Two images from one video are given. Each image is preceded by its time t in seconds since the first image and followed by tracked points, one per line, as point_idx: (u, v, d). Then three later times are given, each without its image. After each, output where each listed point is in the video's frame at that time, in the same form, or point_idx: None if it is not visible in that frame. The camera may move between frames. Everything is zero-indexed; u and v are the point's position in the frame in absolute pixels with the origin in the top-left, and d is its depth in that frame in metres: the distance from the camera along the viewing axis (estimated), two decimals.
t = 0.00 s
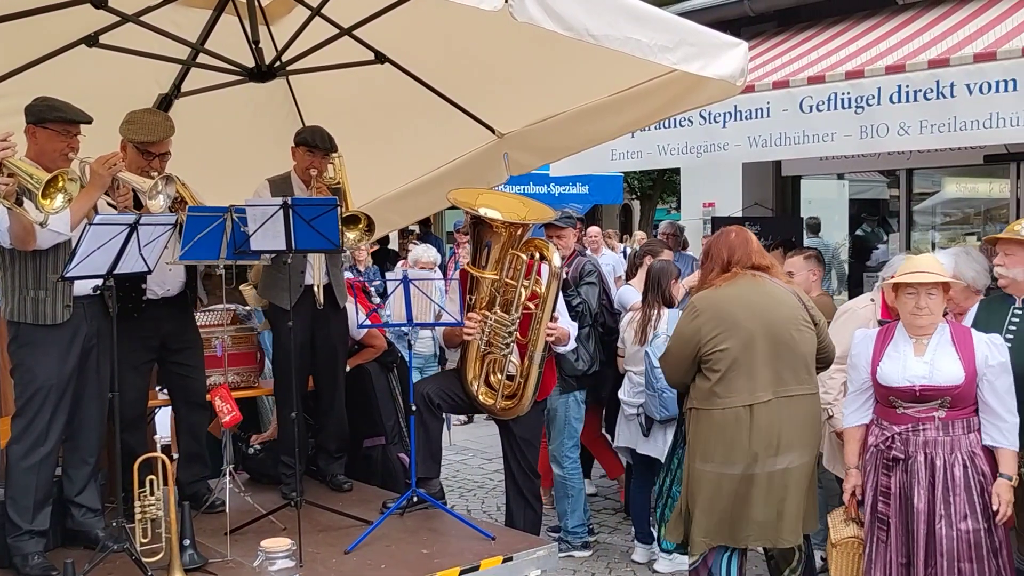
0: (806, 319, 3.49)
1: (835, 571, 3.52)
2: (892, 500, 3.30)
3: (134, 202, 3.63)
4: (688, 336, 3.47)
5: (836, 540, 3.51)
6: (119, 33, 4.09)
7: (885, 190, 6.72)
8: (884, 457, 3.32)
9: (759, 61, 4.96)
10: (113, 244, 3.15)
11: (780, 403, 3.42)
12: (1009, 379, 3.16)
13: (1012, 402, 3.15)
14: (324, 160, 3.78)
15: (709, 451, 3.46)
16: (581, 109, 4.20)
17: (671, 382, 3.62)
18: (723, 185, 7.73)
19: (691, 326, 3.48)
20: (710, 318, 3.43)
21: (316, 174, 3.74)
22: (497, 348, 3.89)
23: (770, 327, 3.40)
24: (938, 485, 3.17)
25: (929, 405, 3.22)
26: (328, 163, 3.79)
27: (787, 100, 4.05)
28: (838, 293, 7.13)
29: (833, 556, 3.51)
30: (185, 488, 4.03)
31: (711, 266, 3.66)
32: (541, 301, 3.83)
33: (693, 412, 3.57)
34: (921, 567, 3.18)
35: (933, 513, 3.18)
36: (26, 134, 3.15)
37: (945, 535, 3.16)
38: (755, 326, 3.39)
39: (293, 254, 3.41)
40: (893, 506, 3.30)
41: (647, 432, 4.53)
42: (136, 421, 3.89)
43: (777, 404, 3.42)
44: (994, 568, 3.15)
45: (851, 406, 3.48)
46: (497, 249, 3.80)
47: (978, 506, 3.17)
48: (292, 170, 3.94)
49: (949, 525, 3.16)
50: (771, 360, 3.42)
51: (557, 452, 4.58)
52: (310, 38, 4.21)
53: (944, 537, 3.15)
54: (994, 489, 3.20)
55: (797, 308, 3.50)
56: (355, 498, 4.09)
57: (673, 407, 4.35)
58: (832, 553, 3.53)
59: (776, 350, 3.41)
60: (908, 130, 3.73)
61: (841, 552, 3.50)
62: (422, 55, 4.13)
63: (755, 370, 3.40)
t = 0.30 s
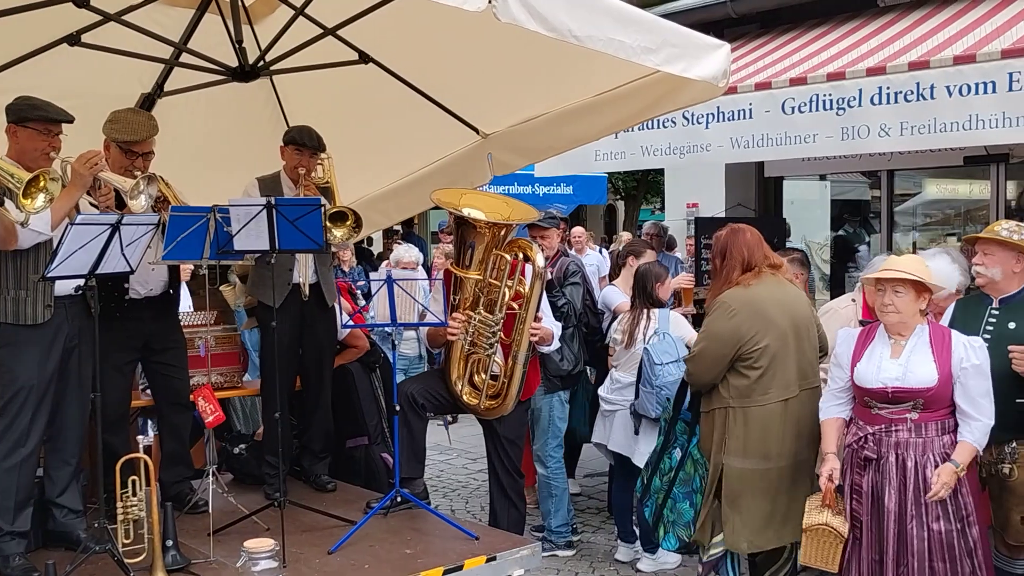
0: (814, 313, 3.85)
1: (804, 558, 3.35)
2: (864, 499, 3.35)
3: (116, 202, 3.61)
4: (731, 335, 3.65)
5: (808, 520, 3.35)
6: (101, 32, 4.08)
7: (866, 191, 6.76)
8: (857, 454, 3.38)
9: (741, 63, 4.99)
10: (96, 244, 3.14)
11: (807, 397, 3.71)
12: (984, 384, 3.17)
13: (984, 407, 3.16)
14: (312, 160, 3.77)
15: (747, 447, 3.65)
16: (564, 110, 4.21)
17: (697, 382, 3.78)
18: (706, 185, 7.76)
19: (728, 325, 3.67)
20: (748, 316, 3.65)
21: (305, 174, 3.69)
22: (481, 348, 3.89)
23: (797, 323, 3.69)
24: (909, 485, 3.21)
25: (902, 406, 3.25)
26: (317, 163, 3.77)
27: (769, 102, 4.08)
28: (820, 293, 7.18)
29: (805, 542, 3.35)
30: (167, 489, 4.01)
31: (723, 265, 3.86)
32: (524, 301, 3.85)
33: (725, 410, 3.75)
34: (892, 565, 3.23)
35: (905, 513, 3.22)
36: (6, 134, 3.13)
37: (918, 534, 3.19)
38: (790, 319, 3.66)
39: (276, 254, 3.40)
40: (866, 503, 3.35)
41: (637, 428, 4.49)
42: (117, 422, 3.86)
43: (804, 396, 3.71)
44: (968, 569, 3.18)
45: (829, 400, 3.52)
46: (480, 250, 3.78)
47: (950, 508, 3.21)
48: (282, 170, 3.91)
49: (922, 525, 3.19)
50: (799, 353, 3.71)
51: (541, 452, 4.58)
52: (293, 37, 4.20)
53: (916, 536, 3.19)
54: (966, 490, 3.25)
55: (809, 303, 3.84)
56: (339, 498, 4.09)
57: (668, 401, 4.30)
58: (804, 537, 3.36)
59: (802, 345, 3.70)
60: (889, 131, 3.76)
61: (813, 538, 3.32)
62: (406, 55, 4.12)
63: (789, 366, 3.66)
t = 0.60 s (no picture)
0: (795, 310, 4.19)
1: (814, 510, 3.11)
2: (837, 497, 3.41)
3: (97, 201, 3.60)
4: (740, 331, 3.85)
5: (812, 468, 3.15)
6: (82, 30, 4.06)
7: (848, 191, 6.82)
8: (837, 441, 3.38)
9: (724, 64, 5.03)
10: (77, 243, 3.12)
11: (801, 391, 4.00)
12: (952, 386, 3.19)
13: (946, 410, 3.19)
14: (302, 159, 3.73)
15: (755, 440, 3.88)
16: (549, 110, 4.22)
17: (706, 379, 3.92)
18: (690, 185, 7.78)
19: (737, 321, 3.86)
20: (754, 312, 3.87)
21: (294, 172, 3.68)
22: (465, 347, 3.89)
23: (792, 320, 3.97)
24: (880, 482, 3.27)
25: (874, 406, 3.30)
26: (307, 162, 3.75)
27: (752, 102, 4.10)
28: (802, 293, 7.22)
29: (814, 491, 3.12)
30: (150, 489, 3.99)
31: (722, 264, 4.03)
32: (508, 301, 3.84)
33: (734, 406, 3.92)
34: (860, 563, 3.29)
35: (874, 512, 3.28)
36: None
37: (885, 532, 3.24)
38: (788, 314, 3.92)
39: (260, 254, 3.40)
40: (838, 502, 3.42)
41: (622, 430, 4.50)
42: (99, 422, 3.84)
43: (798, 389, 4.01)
44: (938, 569, 3.19)
45: (811, 384, 3.57)
46: (465, 248, 3.78)
47: (921, 508, 3.24)
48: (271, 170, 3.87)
49: (891, 523, 3.24)
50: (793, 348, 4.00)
51: (525, 452, 4.59)
52: (277, 36, 4.19)
53: (885, 534, 3.23)
54: (940, 490, 3.27)
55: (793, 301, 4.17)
56: (323, 498, 4.08)
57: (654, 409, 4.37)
58: (812, 488, 3.13)
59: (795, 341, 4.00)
60: (870, 132, 3.80)
61: (826, 485, 3.11)
62: (390, 54, 4.12)
63: (789, 362, 3.95)
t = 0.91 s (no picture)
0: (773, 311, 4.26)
1: (857, 487, 3.08)
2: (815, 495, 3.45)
3: (76, 200, 3.57)
4: (732, 332, 3.85)
5: (840, 447, 3.11)
6: (61, 28, 4.02)
7: (832, 191, 6.83)
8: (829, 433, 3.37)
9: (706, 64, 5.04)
10: (55, 243, 3.09)
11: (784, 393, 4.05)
12: (934, 384, 3.20)
13: (936, 403, 3.21)
14: (287, 159, 3.69)
15: (747, 440, 3.89)
16: (532, 109, 4.22)
17: (696, 380, 3.89)
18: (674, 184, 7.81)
19: (729, 322, 3.86)
20: (746, 313, 3.88)
21: (278, 173, 3.65)
22: (447, 348, 3.88)
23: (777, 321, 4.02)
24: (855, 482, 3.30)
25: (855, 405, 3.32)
26: (291, 162, 3.71)
27: (734, 102, 4.12)
28: (785, 292, 7.26)
29: (852, 469, 3.08)
30: (131, 491, 3.95)
31: (711, 265, 4.03)
32: (490, 301, 3.84)
33: (724, 408, 3.90)
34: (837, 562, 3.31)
35: (851, 511, 3.28)
36: None
37: (862, 531, 3.24)
38: (774, 316, 3.97)
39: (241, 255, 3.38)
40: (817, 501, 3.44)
41: (599, 429, 4.61)
42: (79, 423, 3.81)
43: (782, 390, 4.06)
44: (913, 568, 3.21)
45: (795, 373, 3.54)
46: (447, 248, 3.79)
47: (898, 507, 3.24)
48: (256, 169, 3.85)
49: (867, 522, 3.24)
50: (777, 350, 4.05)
51: (508, 452, 4.58)
52: (258, 35, 4.17)
53: (861, 534, 3.24)
54: (917, 490, 3.28)
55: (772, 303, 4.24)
56: (306, 498, 4.06)
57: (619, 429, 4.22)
58: (848, 469, 3.09)
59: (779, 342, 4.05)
60: (851, 132, 3.81)
61: (860, 460, 3.08)
62: (373, 54, 4.11)
63: (776, 362, 3.99)
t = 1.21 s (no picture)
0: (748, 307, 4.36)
1: (857, 488, 3.11)
2: (800, 494, 3.48)
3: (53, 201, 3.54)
4: (728, 330, 3.87)
5: (842, 446, 3.14)
6: (38, 27, 3.99)
7: (812, 189, 6.88)
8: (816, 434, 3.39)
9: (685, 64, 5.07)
10: (32, 243, 3.07)
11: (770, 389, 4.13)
12: (915, 382, 3.23)
13: (916, 401, 3.24)
14: (265, 158, 3.66)
15: (742, 436, 3.90)
16: (512, 109, 4.22)
17: (697, 380, 3.86)
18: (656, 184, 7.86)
19: (724, 320, 3.88)
20: (739, 311, 3.92)
21: (256, 172, 3.62)
22: (427, 347, 3.88)
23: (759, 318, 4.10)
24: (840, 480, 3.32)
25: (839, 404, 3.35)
26: (270, 162, 3.69)
27: (714, 102, 4.14)
28: (765, 291, 7.31)
29: (855, 470, 3.11)
30: (110, 492, 3.92)
31: (693, 267, 4.03)
32: (471, 300, 3.85)
33: (722, 405, 3.92)
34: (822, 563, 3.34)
35: (835, 511, 3.31)
36: None
37: (847, 532, 3.26)
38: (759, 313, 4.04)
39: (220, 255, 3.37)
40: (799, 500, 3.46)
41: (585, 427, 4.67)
42: (57, 425, 3.78)
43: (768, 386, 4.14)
44: (899, 564, 3.23)
45: (777, 375, 3.54)
46: (427, 247, 3.77)
47: (882, 505, 3.25)
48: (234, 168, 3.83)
49: (852, 521, 3.26)
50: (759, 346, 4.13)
51: (491, 452, 4.58)
52: (238, 34, 4.15)
53: (845, 534, 3.26)
54: (901, 486, 3.31)
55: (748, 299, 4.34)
56: (287, 499, 4.05)
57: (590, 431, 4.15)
58: (849, 468, 3.12)
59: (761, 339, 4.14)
60: (830, 131, 3.83)
61: (862, 461, 3.11)
62: (353, 53, 4.10)
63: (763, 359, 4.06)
